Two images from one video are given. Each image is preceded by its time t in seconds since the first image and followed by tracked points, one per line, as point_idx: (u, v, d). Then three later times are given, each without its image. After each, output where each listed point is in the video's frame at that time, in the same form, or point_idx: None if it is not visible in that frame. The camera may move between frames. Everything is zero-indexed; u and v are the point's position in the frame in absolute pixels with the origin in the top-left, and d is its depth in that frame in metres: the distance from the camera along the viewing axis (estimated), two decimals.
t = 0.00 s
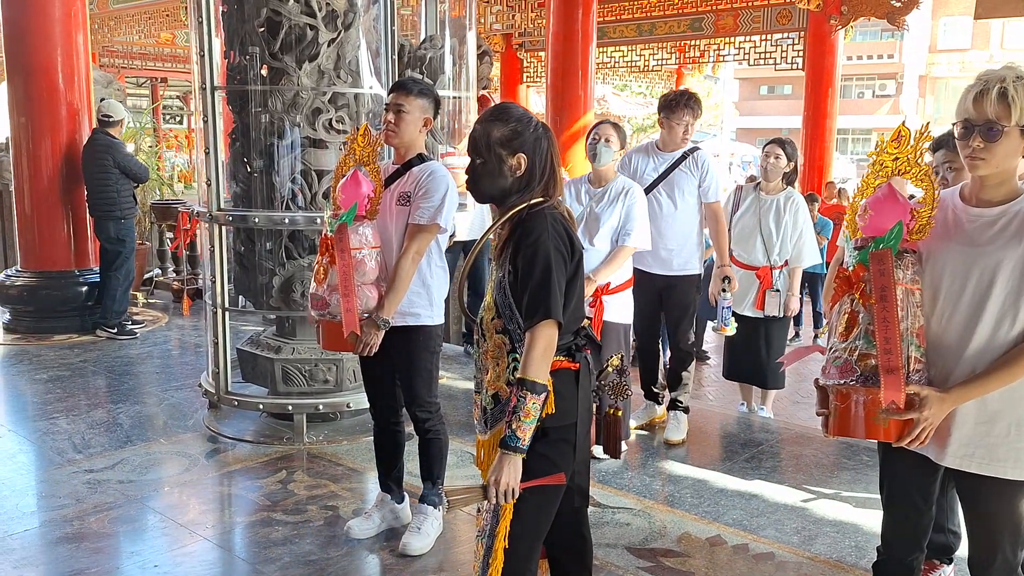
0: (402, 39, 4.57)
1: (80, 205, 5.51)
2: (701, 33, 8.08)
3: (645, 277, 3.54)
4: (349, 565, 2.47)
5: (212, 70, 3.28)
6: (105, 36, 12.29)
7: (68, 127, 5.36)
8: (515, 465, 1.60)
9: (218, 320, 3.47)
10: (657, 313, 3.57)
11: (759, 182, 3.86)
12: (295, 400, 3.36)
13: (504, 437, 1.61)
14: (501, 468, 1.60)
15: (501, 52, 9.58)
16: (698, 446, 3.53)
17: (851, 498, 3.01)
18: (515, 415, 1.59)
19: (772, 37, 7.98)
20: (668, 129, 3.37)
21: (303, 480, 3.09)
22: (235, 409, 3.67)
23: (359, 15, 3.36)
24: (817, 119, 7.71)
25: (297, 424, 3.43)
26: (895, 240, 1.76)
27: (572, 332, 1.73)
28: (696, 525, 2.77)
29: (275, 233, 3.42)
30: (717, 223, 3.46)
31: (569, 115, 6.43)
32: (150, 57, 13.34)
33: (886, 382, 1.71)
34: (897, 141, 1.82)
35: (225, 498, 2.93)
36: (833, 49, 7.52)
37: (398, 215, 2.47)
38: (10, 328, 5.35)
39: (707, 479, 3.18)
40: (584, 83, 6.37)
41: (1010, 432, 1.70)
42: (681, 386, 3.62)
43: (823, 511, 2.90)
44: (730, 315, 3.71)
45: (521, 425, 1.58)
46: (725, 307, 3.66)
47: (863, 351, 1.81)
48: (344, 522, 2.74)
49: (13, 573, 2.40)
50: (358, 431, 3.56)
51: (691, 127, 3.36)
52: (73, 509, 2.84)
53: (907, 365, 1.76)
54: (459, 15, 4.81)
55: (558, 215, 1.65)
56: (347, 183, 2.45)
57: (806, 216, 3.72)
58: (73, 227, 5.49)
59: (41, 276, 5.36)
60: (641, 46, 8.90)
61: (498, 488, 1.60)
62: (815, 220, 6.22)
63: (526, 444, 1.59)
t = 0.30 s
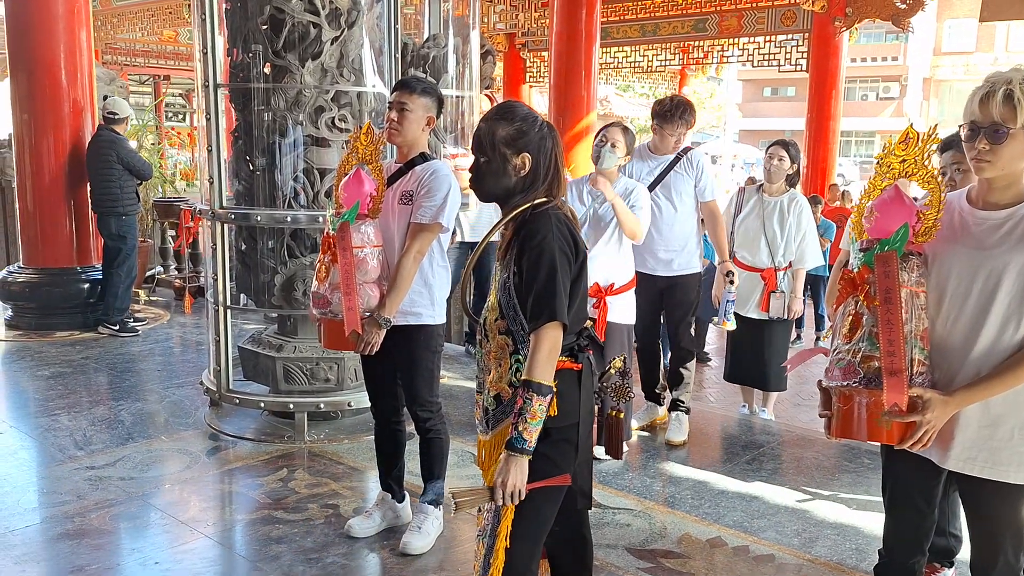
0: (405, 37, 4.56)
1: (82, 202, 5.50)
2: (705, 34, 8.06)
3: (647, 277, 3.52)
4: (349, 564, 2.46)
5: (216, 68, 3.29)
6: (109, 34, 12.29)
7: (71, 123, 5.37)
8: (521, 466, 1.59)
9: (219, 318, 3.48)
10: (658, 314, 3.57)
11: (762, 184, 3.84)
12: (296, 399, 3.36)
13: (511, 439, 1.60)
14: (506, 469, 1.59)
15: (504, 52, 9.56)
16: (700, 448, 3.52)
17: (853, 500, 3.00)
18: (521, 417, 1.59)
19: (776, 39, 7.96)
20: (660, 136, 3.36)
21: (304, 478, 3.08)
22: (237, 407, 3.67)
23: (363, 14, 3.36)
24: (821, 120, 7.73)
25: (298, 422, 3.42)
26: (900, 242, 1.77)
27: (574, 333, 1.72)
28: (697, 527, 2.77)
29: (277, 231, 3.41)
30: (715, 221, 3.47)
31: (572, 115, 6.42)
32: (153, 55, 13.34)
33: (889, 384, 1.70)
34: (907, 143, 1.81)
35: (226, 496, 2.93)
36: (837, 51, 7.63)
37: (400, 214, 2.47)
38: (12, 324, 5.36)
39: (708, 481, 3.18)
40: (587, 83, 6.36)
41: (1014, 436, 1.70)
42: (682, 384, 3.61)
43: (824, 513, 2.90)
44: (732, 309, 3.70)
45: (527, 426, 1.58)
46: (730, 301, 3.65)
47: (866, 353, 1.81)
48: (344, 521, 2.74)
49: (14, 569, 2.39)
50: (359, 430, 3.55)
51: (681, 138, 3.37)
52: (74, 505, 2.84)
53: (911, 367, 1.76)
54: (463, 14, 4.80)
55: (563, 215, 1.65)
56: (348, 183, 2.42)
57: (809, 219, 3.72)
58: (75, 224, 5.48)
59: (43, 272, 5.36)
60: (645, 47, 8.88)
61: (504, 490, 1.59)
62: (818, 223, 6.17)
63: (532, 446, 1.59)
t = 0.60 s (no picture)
0: (408, 37, 4.57)
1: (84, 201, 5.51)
2: (707, 34, 8.05)
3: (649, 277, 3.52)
4: (350, 563, 2.46)
5: (218, 67, 3.30)
6: (111, 33, 12.29)
7: (74, 122, 5.37)
8: (521, 466, 1.60)
9: (222, 317, 3.50)
10: (659, 315, 3.56)
11: (765, 185, 3.84)
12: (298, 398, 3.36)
13: (511, 439, 1.60)
14: (506, 469, 1.59)
15: (506, 52, 9.56)
16: (701, 449, 3.52)
17: (854, 502, 3.00)
18: (521, 417, 1.58)
19: (778, 39, 7.95)
20: (657, 135, 3.35)
21: (305, 477, 3.09)
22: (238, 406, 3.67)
23: (365, 14, 3.36)
24: (823, 121, 7.70)
25: (299, 421, 3.42)
26: (902, 243, 1.76)
27: (576, 333, 1.72)
28: (697, 528, 2.77)
29: (279, 230, 3.41)
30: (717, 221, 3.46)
31: (574, 115, 6.42)
32: (156, 54, 13.36)
33: (889, 384, 1.70)
34: (910, 143, 1.83)
35: (227, 495, 2.93)
36: (840, 52, 7.55)
37: (402, 214, 2.47)
38: (14, 323, 5.37)
39: (709, 481, 3.18)
40: (589, 83, 6.36)
41: (1015, 437, 1.69)
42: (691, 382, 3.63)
43: (826, 514, 2.89)
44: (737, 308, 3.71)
45: (527, 426, 1.58)
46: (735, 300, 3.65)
47: (867, 353, 1.81)
48: (345, 520, 2.74)
49: (15, 567, 2.40)
50: (360, 429, 3.56)
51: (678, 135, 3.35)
52: (75, 504, 2.84)
53: (912, 367, 1.76)
54: (465, 14, 4.81)
55: (564, 216, 1.65)
56: (351, 181, 2.43)
57: (813, 220, 3.73)
58: (77, 223, 5.49)
59: (45, 271, 5.37)
60: (647, 47, 8.88)
61: (503, 490, 1.59)
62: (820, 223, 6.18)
63: (532, 446, 1.59)
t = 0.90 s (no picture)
0: (412, 37, 4.58)
1: (92, 199, 5.54)
2: (712, 35, 8.05)
3: (654, 276, 3.52)
4: (352, 561, 2.47)
5: (223, 66, 3.29)
6: (118, 32, 12.33)
7: (81, 120, 5.40)
8: (496, 458, 1.59)
9: (225, 316, 3.49)
10: (662, 317, 3.56)
11: (771, 186, 3.83)
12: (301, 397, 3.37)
13: (488, 429, 1.59)
14: (480, 458, 1.58)
15: (511, 52, 9.57)
16: (704, 449, 3.52)
17: (857, 504, 3.00)
18: (500, 408, 1.58)
19: (783, 39, 7.94)
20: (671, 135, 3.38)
21: (308, 475, 3.10)
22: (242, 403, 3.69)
23: (370, 14, 3.37)
24: (829, 122, 7.67)
25: (302, 420, 3.44)
26: (907, 243, 1.77)
27: (575, 333, 1.73)
28: (700, 529, 2.77)
29: (283, 229, 3.43)
30: (727, 221, 3.45)
31: (578, 114, 6.43)
32: (162, 53, 13.43)
33: (893, 385, 1.70)
34: (916, 144, 1.83)
35: (230, 492, 2.95)
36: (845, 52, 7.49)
37: (405, 213, 2.47)
38: (21, 320, 5.40)
39: (712, 482, 3.18)
40: (594, 83, 6.36)
41: (1020, 440, 1.69)
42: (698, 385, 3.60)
43: (829, 516, 2.89)
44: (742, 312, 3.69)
45: (505, 418, 1.57)
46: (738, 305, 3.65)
47: (870, 354, 1.81)
48: (347, 519, 2.75)
49: (20, 563, 2.41)
50: (363, 428, 3.57)
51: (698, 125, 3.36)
52: (80, 500, 2.86)
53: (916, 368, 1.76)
54: (470, 14, 4.82)
55: (560, 216, 1.65)
56: (356, 180, 2.45)
57: (820, 222, 3.72)
58: (85, 220, 5.51)
59: (52, 268, 5.40)
60: (652, 47, 8.88)
61: (475, 478, 1.58)
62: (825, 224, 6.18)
63: (509, 438, 1.58)
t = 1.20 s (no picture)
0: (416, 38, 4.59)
1: (95, 202, 5.54)
2: (716, 34, 8.04)
3: (662, 273, 3.53)
4: (358, 563, 2.47)
5: (227, 68, 3.31)
6: (121, 35, 12.33)
7: (84, 123, 5.40)
8: (423, 430, 1.58)
9: (229, 317, 3.51)
10: (667, 318, 3.56)
11: (774, 184, 3.81)
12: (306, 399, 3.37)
13: (425, 401, 1.60)
14: (408, 424, 1.57)
15: (514, 52, 9.56)
16: (709, 448, 3.52)
17: (863, 502, 2.99)
18: (441, 382, 1.59)
19: (787, 38, 7.93)
20: (684, 133, 3.40)
21: (313, 477, 3.09)
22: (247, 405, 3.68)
23: (373, 15, 3.37)
24: (833, 121, 7.66)
25: (308, 422, 3.43)
26: (910, 242, 1.76)
27: (575, 331, 1.75)
28: (705, 528, 2.76)
29: (287, 231, 3.41)
30: (736, 221, 3.43)
31: (581, 114, 6.43)
32: (165, 56, 13.45)
33: (897, 382, 1.70)
34: (919, 141, 1.82)
35: (236, 494, 2.94)
36: (847, 51, 7.47)
37: (410, 213, 2.46)
38: (25, 324, 5.40)
39: (717, 482, 3.17)
40: (597, 84, 6.36)
41: None
42: (705, 384, 3.59)
43: (834, 514, 2.88)
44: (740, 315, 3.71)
45: (444, 393, 1.58)
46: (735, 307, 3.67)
47: (874, 351, 1.81)
48: (353, 520, 2.75)
49: (25, 567, 2.41)
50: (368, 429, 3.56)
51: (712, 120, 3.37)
52: (85, 503, 2.85)
53: (920, 365, 1.75)
54: (473, 15, 4.82)
55: (549, 213, 1.68)
56: (361, 180, 2.47)
57: (825, 220, 3.73)
58: (88, 224, 5.52)
59: (55, 272, 5.40)
60: (655, 47, 8.88)
61: (395, 441, 1.56)
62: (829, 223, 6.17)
63: (442, 415, 1.58)
